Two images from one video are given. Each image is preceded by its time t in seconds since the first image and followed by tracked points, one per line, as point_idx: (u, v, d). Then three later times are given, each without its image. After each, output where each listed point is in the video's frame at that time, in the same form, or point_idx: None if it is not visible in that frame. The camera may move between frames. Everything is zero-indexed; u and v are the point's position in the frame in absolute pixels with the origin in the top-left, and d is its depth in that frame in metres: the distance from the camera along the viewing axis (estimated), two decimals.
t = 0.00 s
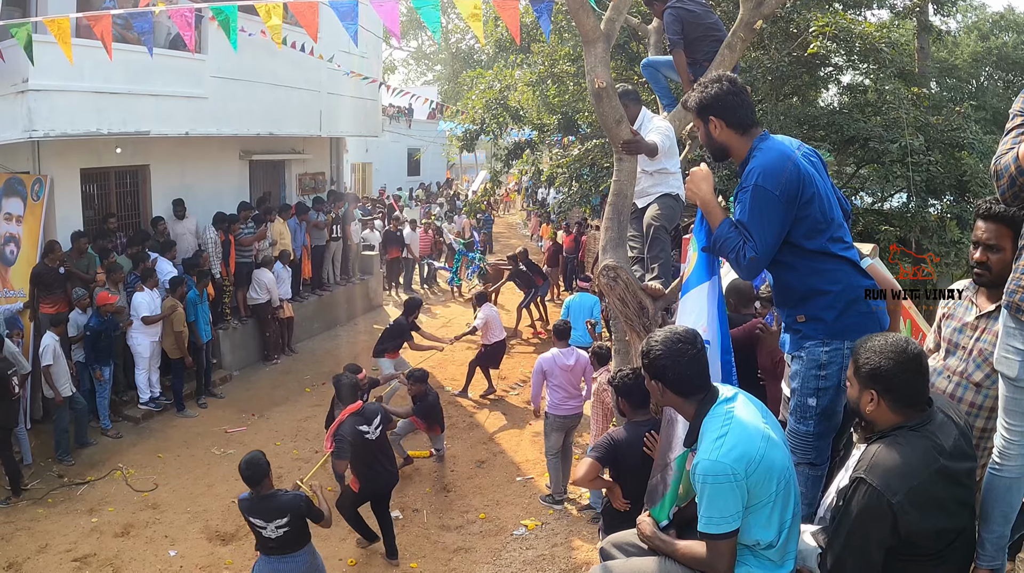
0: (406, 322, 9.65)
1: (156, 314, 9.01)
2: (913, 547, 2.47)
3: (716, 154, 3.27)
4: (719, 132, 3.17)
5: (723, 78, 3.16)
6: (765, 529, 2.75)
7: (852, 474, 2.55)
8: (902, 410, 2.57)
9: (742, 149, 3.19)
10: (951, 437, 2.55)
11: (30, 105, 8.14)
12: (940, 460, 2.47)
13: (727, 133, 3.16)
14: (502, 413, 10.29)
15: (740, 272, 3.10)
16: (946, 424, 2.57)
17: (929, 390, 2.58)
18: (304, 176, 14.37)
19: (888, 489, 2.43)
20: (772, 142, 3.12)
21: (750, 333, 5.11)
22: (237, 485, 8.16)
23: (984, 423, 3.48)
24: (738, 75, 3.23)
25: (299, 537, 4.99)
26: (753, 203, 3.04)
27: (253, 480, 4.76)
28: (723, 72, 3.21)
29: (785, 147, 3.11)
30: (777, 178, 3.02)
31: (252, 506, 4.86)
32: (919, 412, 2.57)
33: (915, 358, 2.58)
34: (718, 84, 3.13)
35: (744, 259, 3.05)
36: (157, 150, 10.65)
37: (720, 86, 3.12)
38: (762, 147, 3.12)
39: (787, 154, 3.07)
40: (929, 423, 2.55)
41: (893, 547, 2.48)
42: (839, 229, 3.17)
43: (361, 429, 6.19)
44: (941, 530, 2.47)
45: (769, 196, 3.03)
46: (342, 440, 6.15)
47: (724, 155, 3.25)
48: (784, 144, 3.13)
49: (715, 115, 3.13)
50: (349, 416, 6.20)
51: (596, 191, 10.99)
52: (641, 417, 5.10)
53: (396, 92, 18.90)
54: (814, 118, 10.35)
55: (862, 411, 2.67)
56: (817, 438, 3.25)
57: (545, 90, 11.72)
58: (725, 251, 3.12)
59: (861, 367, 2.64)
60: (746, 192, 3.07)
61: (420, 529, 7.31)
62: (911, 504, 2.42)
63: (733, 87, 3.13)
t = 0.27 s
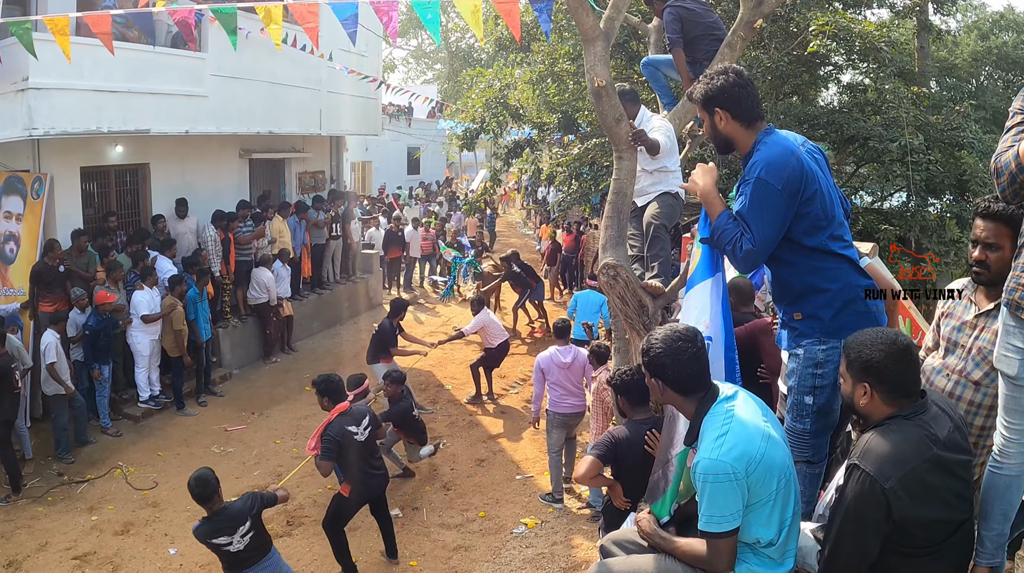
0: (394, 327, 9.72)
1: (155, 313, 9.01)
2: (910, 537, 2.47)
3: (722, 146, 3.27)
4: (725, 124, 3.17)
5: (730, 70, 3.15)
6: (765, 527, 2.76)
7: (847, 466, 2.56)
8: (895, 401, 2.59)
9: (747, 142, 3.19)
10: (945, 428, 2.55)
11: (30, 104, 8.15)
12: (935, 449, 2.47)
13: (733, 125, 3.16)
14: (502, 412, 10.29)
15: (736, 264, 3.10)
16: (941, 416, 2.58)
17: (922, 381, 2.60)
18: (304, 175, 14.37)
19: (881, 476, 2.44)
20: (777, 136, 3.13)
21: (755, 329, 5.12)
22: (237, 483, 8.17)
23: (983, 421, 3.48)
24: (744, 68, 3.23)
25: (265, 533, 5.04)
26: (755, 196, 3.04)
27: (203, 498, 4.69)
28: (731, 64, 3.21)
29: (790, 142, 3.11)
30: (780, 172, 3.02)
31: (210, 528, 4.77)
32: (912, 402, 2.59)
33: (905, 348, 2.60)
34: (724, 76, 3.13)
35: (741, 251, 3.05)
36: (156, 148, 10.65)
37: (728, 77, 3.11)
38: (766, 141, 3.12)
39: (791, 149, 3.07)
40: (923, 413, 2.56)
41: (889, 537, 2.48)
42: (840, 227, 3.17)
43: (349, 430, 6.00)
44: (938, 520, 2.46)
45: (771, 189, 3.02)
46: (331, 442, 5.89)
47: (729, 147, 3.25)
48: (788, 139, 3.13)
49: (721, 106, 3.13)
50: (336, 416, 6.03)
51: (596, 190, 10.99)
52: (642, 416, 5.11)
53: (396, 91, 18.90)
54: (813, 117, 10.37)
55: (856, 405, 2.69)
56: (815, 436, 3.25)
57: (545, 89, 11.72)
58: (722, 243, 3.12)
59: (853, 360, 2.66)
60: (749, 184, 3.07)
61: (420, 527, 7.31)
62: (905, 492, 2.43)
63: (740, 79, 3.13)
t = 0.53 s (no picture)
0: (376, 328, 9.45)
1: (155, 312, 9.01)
2: (907, 531, 2.47)
3: (722, 145, 3.29)
4: (724, 124, 3.18)
5: (730, 70, 3.16)
6: (766, 527, 2.76)
7: (843, 460, 2.56)
8: (891, 394, 2.59)
9: (746, 141, 3.19)
10: (941, 421, 2.55)
11: (29, 102, 8.14)
12: (929, 442, 2.47)
13: (733, 125, 3.17)
14: (502, 411, 10.29)
15: (729, 263, 3.20)
16: (935, 409, 2.57)
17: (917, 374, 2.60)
18: (304, 174, 14.37)
19: (876, 468, 2.44)
20: (776, 136, 3.13)
21: (761, 327, 5.12)
22: (237, 482, 8.17)
23: (981, 421, 3.48)
24: (744, 68, 3.23)
25: (229, 536, 4.93)
26: (752, 197, 3.06)
27: (163, 503, 4.61)
28: (731, 64, 3.22)
29: (788, 143, 3.11)
30: (778, 173, 3.03)
31: (173, 537, 4.64)
32: (907, 395, 2.59)
33: (901, 342, 2.61)
34: (724, 76, 3.14)
35: (732, 250, 3.15)
36: (156, 147, 10.64)
37: (727, 77, 3.13)
38: (765, 141, 3.13)
39: (790, 149, 3.08)
40: (917, 406, 2.56)
41: (886, 530, 2.48)
42: (840, 227, 3.17)
43: (320, 448, 5.62)
44: (935, 513, 2.46)
45: (768, 191, 3.03)
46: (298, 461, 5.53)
47: (729, 147, 3.26)
48: (788, 139, 3.13)
49: (720, 106, 3.14)
50: (306, 433, 5.62)
51: (596, 189, 10.99)
52: (643, 415, 5.11)
53: (396, 90, 18.90)
54: (813, 117, 10.36)
55: (852, 398, 2.69)
56: (815, 436, 3.25)
57: (545, 88, 11.73)
58: (716, 241, 3.23)
59: (851, 353, 2.67)
60: (746, 185, 3.09)
61: (420, 526, 7.32)
62: (901, 483, 2.43)
63: (739, 79, 3.13)
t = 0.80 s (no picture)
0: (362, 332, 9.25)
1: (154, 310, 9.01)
2: (904, 526, 2.47)
3: (714, 154, 3.28)
4: (716, 132, 3.18)
5: (719, 77, 3.17)
6: (767, 527, 2.76)
7: (839, 455, 2.56)
8: (886, 390, 2.60)
9: (738, 148, 3.19)
10: (936, 416, 2.55)
11: (29, 100, 8.14)
12: (924, 436, 2.47)
13: (724, 133, 3.17)
14: (501, 410, 10.29)
15: (738, 277, 3.17)
16: (929, 404, 2.58)
17: (913, 369, 2.60)
18: (303, 173, 14.35)
19: (872, 463, 2.44)
20: (769, 142, 3.13)
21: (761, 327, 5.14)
22: (236, 480, 8.17)
23: (981, 420, 3.47)
24: (734, 74, 3.23)
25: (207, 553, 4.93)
26: (748, 206, 3.07)
27: (143, 523, 4.54)
28: (720, 71, 3.22)
29: (782, 148, 3.11)
30: (772, 180, 3.04)
31: (151, 561, 4.63)
32: (902, 391, 2.59)
33: (897, 338, 2.61)
34: (713, 84, 3.15)
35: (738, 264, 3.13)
36: (156, 146, 10.64)
37: (717, 85, 3.13)
38: (758, 148, 3.13)
39: (784, 154, 3.08)
40: (912, 402, 2.57)
41: (884, 526, 2.48)
42: (840, 228, 3.16)
43: (288, 458, 5.34)
44: (933, 508, 2.45)
45: (764, 198, 3.04)
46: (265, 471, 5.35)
47: (723, 154, 3.26)
48: (780, 144, 3.13)
49: (710, 115, 3.15)
50: (276, 440, 5.37)
51: (596, 188, 10.99)
52: (643, 414, 5.11)
53: (396, 89, 18.90)
54: (813, 116, 10.38)
55: (848, 393, 2.69)
56: (816, 436, 3.24)
57: (545, 87, 11.73)
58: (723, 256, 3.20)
59: (848, 349, 2.67)
60: (742, 195, 3.09)
61: (420, 525, 7.31)
62: (897, 478, 2.43)
63: (728, 85, 3.14)
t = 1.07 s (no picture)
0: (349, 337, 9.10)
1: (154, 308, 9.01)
2: (901, 522, 2.47)
3: (716, 152, 3.28)
4: (717, 129, 3.18)
5: (721, 74, 3.17)
6: (766, 526, 2.76)
7: (835, 452, 2.56)
8: (882, 386, 2.59)
9: (740, 146, 3.19)
10: (931, 411, 2.54)
11: (30, 98, 8.14)
12: (919, 432, 2.47)
13: (725, 130, 3.17)
14: (502, 409, 10.29)
15: (740, 277, 3.16)
16: (925, 400, 2.57)
17: (909, 365, 2.59)
18: (304, 171, 14.35)
19: (867, 458, 2.44)
20: (770, 140, 3.13)
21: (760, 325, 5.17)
22: (236, 478, 8.17)
23: (980, 419, 3.46)
24: (736, 71, 3.23)
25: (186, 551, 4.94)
26: (750, 205, 3.06)
27: (125, 519, 4.55)
28: (721, 68, 3.22)
29: (784, 147, 3.11)
30: (775, 180, 3.03)
31: (135, 557, 4.61)
32: (898, 386, 2.59)
33: (893, 334, 2.61)
34: (715, 80, 3.15)
35: (741, 264, 3.11)
36: (156, 144, 10.64)
37: (719, 83, 3.12)
38: (759, 146, 3.12)
39: (786, 153, 3.08)
40: (907, 397, 2.56)
41: (881, 523, 2.48)
42: (841, 227, 3.16)
43: (269, 461, 5.30)
44: (929, 503, 2.45)
45: (767, 198, 3.04)
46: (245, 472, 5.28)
47: (724, 152, 3.26)
48: (782, 142, 3.13)
49: (712, 112, 3.14)
50: (257, 443, 5.32)
51: (597, 186, 10.99)
52: (641, 413, 5.11)
53: (397, 88, 18.90)
54: (813, 116, 10.36)
55: (844, 389, 2.68)
56: (817, 436, 3.24)
57: (545, 86, 11.73)
58: (726, 256, 3.19)
59: (845, 346, 2.66)
60: (744, 195, 3.09)
61: (419, 523, 7.31)
62: (893, 473, 2.42)
63: (730, 83, 3.13)
